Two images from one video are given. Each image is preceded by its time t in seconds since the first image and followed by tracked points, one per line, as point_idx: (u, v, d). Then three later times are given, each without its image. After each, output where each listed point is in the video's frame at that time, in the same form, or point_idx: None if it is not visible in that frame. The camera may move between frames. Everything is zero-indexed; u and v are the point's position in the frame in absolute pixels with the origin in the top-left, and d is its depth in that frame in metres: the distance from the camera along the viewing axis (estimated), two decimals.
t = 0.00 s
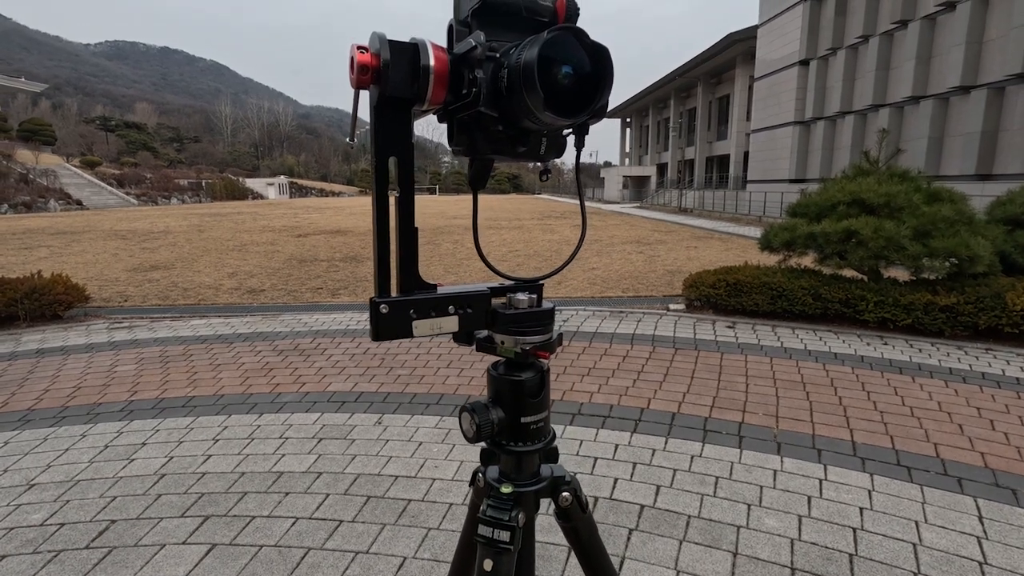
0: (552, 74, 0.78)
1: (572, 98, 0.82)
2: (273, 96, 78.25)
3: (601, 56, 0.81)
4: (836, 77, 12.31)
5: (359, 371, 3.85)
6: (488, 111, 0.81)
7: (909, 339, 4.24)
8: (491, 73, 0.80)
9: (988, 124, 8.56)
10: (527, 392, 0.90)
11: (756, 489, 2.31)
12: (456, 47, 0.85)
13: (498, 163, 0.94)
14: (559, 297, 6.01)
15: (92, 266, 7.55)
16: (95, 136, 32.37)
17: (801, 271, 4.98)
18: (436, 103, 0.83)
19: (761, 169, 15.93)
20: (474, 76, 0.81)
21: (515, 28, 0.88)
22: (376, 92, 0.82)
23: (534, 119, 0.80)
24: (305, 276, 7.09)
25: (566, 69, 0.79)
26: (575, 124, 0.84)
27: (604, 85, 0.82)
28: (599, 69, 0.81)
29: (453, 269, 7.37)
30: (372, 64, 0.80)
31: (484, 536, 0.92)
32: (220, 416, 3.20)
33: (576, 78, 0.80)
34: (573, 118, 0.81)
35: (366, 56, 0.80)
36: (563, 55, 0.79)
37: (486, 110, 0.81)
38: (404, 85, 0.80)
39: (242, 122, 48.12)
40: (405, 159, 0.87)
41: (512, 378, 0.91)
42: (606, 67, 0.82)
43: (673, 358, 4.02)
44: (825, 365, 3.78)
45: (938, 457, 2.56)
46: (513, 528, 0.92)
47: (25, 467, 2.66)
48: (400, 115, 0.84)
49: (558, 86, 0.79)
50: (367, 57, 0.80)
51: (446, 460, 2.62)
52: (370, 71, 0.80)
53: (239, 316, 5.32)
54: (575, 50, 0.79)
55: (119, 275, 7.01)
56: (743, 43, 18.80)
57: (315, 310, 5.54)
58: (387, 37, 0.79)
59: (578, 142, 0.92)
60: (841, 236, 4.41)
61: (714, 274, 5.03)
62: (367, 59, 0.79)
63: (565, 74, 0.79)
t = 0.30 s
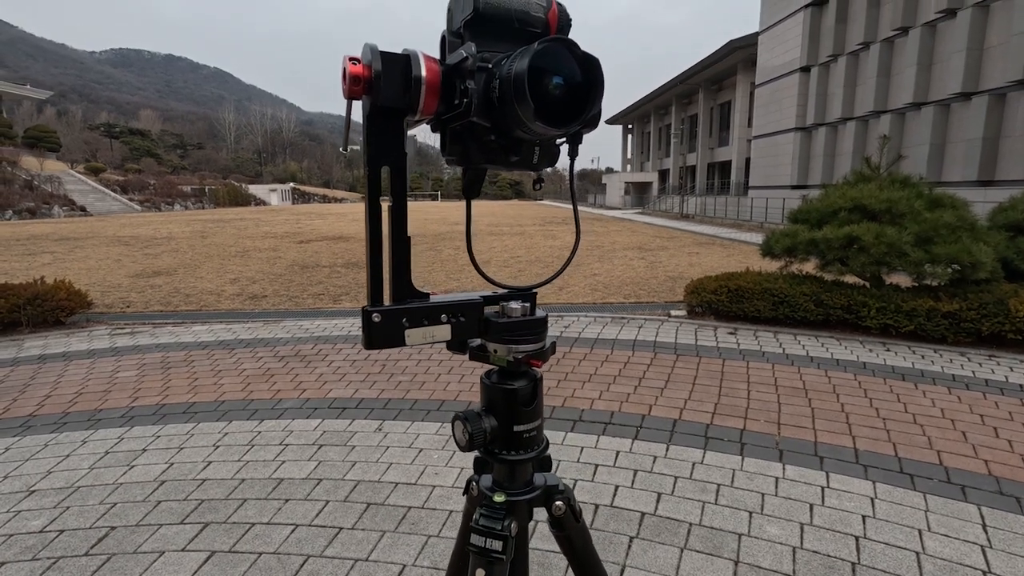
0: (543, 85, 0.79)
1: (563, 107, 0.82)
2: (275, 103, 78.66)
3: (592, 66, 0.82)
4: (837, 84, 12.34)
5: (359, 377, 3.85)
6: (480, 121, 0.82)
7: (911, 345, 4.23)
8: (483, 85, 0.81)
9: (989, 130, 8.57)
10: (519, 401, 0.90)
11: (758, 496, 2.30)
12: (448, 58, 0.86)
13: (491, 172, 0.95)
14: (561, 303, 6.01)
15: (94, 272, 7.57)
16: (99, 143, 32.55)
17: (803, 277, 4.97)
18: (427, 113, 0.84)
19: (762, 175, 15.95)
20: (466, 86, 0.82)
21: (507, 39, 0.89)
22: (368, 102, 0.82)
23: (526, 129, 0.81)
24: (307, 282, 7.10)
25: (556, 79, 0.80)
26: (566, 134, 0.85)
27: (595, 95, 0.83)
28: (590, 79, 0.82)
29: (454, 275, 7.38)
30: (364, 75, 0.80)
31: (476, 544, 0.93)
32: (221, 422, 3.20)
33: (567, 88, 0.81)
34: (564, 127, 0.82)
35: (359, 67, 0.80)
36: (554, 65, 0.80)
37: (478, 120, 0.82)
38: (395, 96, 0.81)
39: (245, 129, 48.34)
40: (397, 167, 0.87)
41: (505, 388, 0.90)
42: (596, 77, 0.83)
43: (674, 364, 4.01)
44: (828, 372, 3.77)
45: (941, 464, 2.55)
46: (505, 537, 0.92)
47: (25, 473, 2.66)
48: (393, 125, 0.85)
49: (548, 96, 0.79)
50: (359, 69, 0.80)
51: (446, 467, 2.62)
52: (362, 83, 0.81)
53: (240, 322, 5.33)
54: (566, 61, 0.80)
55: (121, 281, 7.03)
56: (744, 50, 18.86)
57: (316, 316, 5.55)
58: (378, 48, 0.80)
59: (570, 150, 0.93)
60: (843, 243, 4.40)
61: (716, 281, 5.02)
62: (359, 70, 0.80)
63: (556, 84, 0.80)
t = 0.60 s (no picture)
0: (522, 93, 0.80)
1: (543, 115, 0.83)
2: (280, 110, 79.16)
3: (571, 73, 0.82)
4: (840, 89, 12.33)
5: (360, 383, 3.85)
6: (461, 129, 0.83)
7: (915, 351, 4.21)
8: (464, 93, 0.81)
9: (992, 136, 8.55)
10: (502, 408, 0.91)
11: (759, 503, 2.29)
12: (431, 66, 0.87)
13: (475, 179, 0.95)
14: (563, 309, 6.00)
15: (98, 278, 7.60)
16: (105, 149, 32.77)
17: (805, 282, 4.96)
18: (408, 121, 0.85)
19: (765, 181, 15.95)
20: (447, 95, 0.83)
21: (489, 49, 0.90)
22: (349, 111, 0.84)
23: (507, 137, 0.81)
24: (309, 287, 7.12)
25: (537, 87, 0.81)
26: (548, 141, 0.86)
27: (575, 102, 0.83)
28: (570, 86, 0.83)
29: (456, 281, 7.38)
30: (345, 84, 0.82)
31: (459, 550, 0.94)
32: (222, 428, 3.20)
33: (546, 97, 0.82)
34: (545, 135, 0.82)
35: (339, 76, 0.82)
36: (535, 73, 0.80)
37: (458, 128, 0.82)
38: (376, 105, 0.83)
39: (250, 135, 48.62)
40: (379, 175, 0.89)
41: (489, 395, 0.91)
42: (577, 84, 0.84)
43: (676, 370, 3.99)
44: (831, 378, 3.75)
45: (945, 471, 2.53)
46: (489, 545, 0.93)
47: (26, 479, 2.67)
48: (374, 132, 0.87)
49: (529, 104, 0.80)
50: (340, 77, 0.82)
51: (446, 473, 2.61)
52: (343, 91, 0.82)
53: (243, 328, 5.34)
54: (545, 70, 0.81)
55: (125, 287, 7.06)
56: (747, 56, 18.88)
57: (318, 322, 5.56)
58: (359, 57, 0.82)
59: (555, 157, 0.93)
60: (845, 248, 4.40)
61: (718, 286, 5.02)
62: (339, 79, 0.81)
63: (536, 92, 0.81)
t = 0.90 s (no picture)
0: (521, 101, 0.81)
1: (542, 123, 0.84)
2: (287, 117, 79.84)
3: (571, 81, 0.83)
4: (847, 95, 12.29)
5: (366, 389, 3.85)
6: (461, 137, 0.83)
7: (924, 358, 4.17)
8: (463, 102, 0.82)
9: (1002, 141, 8.49)
10: (503, 416, 0.91)
11: (766, 512, 2.27)
12: (430, 74, 0.87)
13: (475, 186, 0.96)
14: (568, 315, 5.99)
15: (108, 283, 7.67)
16: (116, 156, 33.12)
17: (813, 288, 4.93)
18: (408, 129, 0.86)
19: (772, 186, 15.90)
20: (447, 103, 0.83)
21: (489, 56, 0.91)
22: (350, 119, 0.85)
23: (507, 145, 0.82)
24: (316, 293, 7.15)
25: (535, 96, 0.82)
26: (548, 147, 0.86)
27: (573, 110, 0.84)
28: (570, 93, 0.83)
29: (462, 287, 7.39)
30: (345, 93, 0.83)
31: (459, 558, 0.94)
32: (228, 433, 3.21)
33: (545, 105, 0.83)
34: (544, 144, 0.83)
35: (340, 85, 0.83)
36: (534, 82, 0.81)
37: (457, 136, 0.83)
38: (376, 113, 0.84)
39: (258, 142, 49.01)
40: (379, 182, 0.91)
41: (490, 402, 0.91)
42: (576, 92, 0.84)
43: (682, 377, 3.97)
44: (839, 386, 3.72)
45: (956, 480, 2.50)
46: (489, 553, 0.93)
47: (35, 482, 2.68)
48: (375, 140, 0.88)
49: (528, 112, 0.81)
50: (341, 87, 0.82)
51: (451, 480, 2.61)
52: (344, 100, 0.83)
53: (250, 333, 5.36)
54: (545, 78, 0.81)
55: (133, 292, 7.11)
56: (753, 62, 18.87)
57: (325, 327, 5.57)
58: (359, 67, 0.83)
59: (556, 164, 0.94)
60: (853, 254, 4.37)
61: (724, 292, 5.00)
62: (340, 89, 0.83)
63: (535, 100, 0.82)
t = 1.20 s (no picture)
0: (532, 111, 0.81)
1: (553, 134, 0.84)
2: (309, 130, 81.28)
3: (583, 92, 0.83)
4: (870, 104, 12.12)
5: (383, 398, 3.86)
6: (470, 147, 0.84)
7: (953, 372, 4.06)
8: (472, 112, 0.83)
9: None
10: (512, 430, 0.91)
11: (789, 529, 2.21)
12: (442, 86, 0.89)
13: (487, 196, 0.97)
14: (585, 326, 5.96)
15: (134, 292, 7.84)
16: (144, 168, 34.02)
17: (836, 300, 4.83)
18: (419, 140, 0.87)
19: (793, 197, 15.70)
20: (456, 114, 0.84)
21: (500, 68, 0.91)
22: (361, 130, 0.87)
23: (517, 155, 0.82)
24: (335, 302, 7.22)
25: (547, 105, 0.82)
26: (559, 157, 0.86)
27: (585, 118, 0.83)
28: (581, 102, 0.83)
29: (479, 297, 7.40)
30: (356, 105, 0.85)
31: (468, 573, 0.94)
32: (247, 441, 3.25)
33: (555, 114, 0.83)
34: (555, 153, 0.83)
35: (351, 97, 0.85)
36: (545, 92, 0.81)
37: (466, 146, 0.83)
38: (387, 124, 0.85)
39: (281, 154, 49.96)
40: (390, 193, 0.93)
41: (499, 415, 0.92)
42: (588, 101, 0.84)
43: (701, 390, 3.91)
44: (863, 400, 3.63)
45: (988, 499, 2.42)
46: (497, 568, 0.93)
47: (59, 487, 2.73)
48: (386, 151, 0.90)
49: (538, 122, 0.81)
50: (353, 99, 0.85)
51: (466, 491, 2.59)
52: (355, 112, 0.85)
53: (270, 342, 5.43)
54: (556, 88, 0.81)
55: (158, 301, 7.26)
56: (773, 71, 18.73)
57: (343, 337, 5.62)
58: (370, 78, 0.85)
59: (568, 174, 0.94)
60: (877, 265, 4.28)
61: (745, 303, 4.93)
62: (352, 100, 0.85)
63: (546, 111, 0.82)
